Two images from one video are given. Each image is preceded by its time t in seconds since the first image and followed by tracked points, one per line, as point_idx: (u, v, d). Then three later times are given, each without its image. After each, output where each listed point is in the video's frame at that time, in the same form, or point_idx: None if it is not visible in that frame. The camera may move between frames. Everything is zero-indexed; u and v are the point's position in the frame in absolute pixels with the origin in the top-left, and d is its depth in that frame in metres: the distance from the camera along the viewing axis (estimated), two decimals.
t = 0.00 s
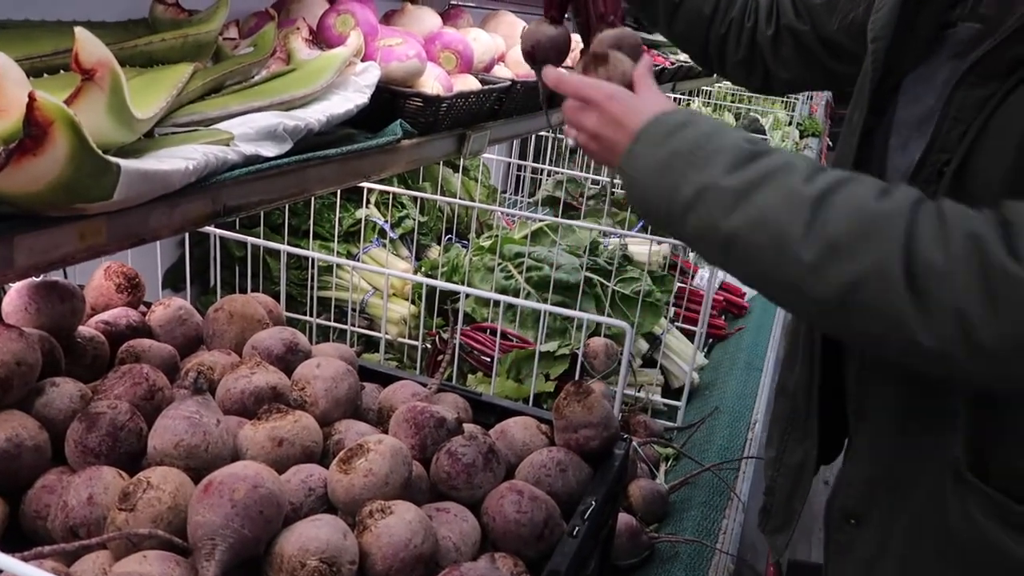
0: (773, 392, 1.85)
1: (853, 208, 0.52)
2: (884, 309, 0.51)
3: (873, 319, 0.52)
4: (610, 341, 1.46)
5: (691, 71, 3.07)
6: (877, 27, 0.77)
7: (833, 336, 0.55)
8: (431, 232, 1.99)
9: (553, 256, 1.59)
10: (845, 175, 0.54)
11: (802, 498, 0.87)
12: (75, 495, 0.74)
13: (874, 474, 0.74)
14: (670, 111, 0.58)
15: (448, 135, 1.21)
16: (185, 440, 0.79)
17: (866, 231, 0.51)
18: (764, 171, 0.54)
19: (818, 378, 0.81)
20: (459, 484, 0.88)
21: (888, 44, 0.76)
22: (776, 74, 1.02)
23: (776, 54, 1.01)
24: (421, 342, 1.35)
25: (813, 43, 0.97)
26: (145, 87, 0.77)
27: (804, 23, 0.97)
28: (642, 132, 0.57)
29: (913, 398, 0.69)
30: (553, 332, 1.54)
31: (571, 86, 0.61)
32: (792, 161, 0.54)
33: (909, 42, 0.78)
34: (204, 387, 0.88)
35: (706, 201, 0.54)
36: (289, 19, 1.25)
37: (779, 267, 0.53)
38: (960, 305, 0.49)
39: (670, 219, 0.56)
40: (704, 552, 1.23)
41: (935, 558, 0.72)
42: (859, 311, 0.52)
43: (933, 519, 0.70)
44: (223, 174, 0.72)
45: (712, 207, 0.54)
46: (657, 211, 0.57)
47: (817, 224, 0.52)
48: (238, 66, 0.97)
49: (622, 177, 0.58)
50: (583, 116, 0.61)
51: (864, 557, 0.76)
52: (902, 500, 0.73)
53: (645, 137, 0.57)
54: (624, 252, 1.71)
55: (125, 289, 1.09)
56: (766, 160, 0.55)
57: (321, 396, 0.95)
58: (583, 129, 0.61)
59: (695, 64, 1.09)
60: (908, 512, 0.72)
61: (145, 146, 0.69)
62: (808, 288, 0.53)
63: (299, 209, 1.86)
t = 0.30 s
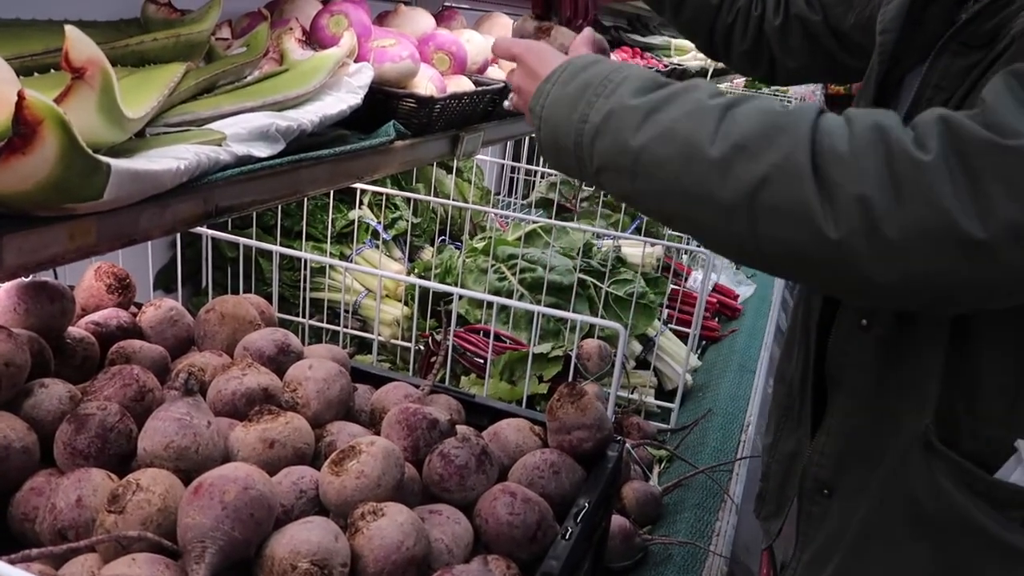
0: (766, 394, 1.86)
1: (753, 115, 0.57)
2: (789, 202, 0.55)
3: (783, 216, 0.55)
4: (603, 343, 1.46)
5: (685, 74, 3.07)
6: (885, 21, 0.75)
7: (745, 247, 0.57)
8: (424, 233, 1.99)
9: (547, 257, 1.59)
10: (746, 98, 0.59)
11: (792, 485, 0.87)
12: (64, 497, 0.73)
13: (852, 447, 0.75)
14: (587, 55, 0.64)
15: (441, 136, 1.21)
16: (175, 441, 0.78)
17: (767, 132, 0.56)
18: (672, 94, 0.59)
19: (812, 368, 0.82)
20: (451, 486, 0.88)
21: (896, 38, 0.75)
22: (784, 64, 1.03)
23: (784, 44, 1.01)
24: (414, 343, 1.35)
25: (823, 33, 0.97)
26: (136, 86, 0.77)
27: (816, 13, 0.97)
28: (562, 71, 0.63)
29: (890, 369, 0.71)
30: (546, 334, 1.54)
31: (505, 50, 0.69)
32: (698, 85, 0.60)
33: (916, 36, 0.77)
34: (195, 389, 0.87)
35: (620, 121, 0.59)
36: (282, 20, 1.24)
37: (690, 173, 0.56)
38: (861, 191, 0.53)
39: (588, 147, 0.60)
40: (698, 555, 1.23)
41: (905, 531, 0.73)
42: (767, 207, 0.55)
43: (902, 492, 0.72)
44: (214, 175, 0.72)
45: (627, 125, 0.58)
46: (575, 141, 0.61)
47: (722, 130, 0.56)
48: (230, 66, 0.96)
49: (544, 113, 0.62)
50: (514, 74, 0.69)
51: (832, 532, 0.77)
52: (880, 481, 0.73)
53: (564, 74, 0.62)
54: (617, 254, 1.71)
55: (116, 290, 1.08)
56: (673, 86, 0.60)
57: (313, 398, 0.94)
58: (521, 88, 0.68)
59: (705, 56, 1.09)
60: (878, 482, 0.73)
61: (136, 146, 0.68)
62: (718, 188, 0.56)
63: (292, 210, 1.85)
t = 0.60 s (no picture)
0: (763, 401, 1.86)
1: (766, 118, 0.57)
2: (800, 204, 0.55)
3: (794, 218, 0.55)
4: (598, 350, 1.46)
5: (680, 81, 3.08)
6: (892, 27, 0.75)
7: (756, 248, 0.57)
8: (419, 240, 1.99)
9: (542, 264, 1.59)
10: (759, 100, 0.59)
11: (795, 493, 0.87)
12: (53, 508, 0.72)
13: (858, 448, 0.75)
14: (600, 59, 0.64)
15: (435, 143, 1.20)
16: (166, 452, 0.77)
17: (779, 136, 0.56)
18: (683, 96, 0.59)
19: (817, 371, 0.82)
20: (445, 496, 0.87)
21: (903, 44, 0.74)
22: (788, 74, 1.03)
23: (787, 53, 1.01)
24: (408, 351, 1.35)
25: (827, 43, 0.97)
26: (128, 93, 0.76)
27: (819, 23, 0.97)
28: (572, 76, 0.63)
29: (897, 373, 0.71)
30: (540, 341, 1.54)
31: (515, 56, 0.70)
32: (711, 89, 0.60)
33: (924, 40, 0.76)
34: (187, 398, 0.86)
35: (632, 125, 0.59)
36: (276, 27, 1.24)
37: (701, 175, 0.57)
38: (872, 195, 0.53)
39: (600, 150, 0.61)
40: (694, 564, 1.23)
41: (913, 535, 0.72)
42: (779, 210, 0.55)
43: (910, 496, 0.71)
44: (208, 182, 0.71)
45: (639, 129, 0.59)
46: (587, 145, 0.61)
47: (734, 133, 0.57)
48: (223, 73, 0.96)
49: (557, 116, 0.63)
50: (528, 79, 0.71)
51: (841, 536, 0.77)
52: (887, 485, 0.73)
53: (575, 79, 0.63)
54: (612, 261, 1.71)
55: (107, 298, 1.08)
56: (685, 89, 0.60)
57: (306, 407, 0.94)
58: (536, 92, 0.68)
59: (707, 65, 1.09)
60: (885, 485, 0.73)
61: (128, 153, 0.68)
62: (729, 191, 0.56)
63: (286, 217, 1.85)
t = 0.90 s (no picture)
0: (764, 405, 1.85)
1: (796, 155, 0.54)
2: (840, 245, 0.52)
3: (834, 260, 0.52)
4: (597, 355, 1.45)
5: (678, 86, 3.08)
6: (906, 34, 0.75)
7: (795, 290, 0.55)
8: (417, 246, 1.99)
9: (541, 269, 1.59)
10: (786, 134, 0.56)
11: (806, 508, 0.86)
12: (49, 515, 0.72)
13: (875, 464, 0.74)
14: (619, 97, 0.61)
15: (434, 148, 1.20)
16: (164, 457, 0.77)
17: (814, 174, 0.53)
18: (707, 134, 0.56)
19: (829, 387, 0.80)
20: (445, 502, 0.87)
21: (916, 52, 0.74)
22: (794, 87, 1.02)
23: (792, 66, 1.01)
24: (407, 356, 1.34)
25: (832, 56, 0.97)
26: (126, 98, 0.76)
27: (825, 35, 0.96)
28: (587, 116, 0.61)
29: (911, 389, 0.70)
30: (539, 346, 1.53)
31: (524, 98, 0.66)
32: (738, 125, 0.57)
33: (936, 47, 0.75)
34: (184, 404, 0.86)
35: (653, 166, 0.56)
36: (275, 32, 1.24)
37: (732, 217, 0.54)
38: (914, 233, 0.51)
39: (625, 194, 0.58)
40: (693, 570, 1.23)
41: (933, 550, 0.72)
42: (818, 252, 0.52)
43: (931, 511, 0.70)
44: (206, 187, 0.71)
45: (666, 171, 0.56)
46: (612, 189, 0.58)
47: (765, 173, 0.54)
48: (222, 77, 0.96)
49: (580, 160, 0.60)
50: (540, 119, 0.66)
51: (859, 551, 0.76)
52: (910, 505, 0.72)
53: (590, 120, 0.60)
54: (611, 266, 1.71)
55: (105, 303, 1.07)
56: (707, 126, 0.57)
57: (304, 412, 0.93)
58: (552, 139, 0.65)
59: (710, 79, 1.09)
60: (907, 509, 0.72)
61: (126, 158, 0.67)
62: (764, 234, 0.53)
63: (284, 222, 1.85)
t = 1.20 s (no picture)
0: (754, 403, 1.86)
1: (921, 341, 0.53)
2: (996, 435, 0.53)
3: (996, 450, 0.53)
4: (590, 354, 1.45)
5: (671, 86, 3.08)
6: (892, 41, 0.79)
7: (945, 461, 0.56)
8: (409, 244, 1.98)
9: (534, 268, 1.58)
10: (895, 301, 0.55)
11: (801, 527, 0.85)
12: (35, 515, 0.71)
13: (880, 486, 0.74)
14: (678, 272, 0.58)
15: (427, 146, 1.19)
16: (152, 457, 0.76)
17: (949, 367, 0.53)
18: (814, 320, 0.55)
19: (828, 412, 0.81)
20: (436, 502, 0.86)
21: (904, 56, 0.79)
22: (816, 160, 1.03)
23: (813, 138, 1.02)
24: (399, 355, 1.34)
25: (847, 116, 1.00)
26: (116, 94, 0.75)
27: (836, 100, 1.00)
28: (657, 306, 0.57)
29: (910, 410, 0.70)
30: (532, 346, 1.53)
31: (563, 290, 0.59)
32: (842, 302, 0.55)
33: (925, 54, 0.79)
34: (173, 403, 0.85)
35: (771, 365, 0.55)
36: (266, 28, 1.23)
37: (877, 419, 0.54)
38: None
39: (730, 385, 0.57)
40: (685, 570, 1.23)
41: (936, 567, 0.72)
42: (974, 444, 0.53)
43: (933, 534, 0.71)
44: (197, 183, 0.70)
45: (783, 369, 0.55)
46: (712, 379, 0.57)
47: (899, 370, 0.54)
48: (213, 74, 0.95)
49: (660, 352, 0.57)
50: (586, 314, 0.58)
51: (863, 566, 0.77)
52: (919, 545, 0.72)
53: (663, 311, 0.57)
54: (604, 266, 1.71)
55: (93, 301, 1.06)
56: (809, 308, 0.55)
57: (295, 411, 0.93)
58: (604, 335, 0.58)
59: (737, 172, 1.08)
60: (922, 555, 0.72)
61: (114, 154, 0.67)
62: (909, 433, 0.54)
63: (275, 220, 1.84)
